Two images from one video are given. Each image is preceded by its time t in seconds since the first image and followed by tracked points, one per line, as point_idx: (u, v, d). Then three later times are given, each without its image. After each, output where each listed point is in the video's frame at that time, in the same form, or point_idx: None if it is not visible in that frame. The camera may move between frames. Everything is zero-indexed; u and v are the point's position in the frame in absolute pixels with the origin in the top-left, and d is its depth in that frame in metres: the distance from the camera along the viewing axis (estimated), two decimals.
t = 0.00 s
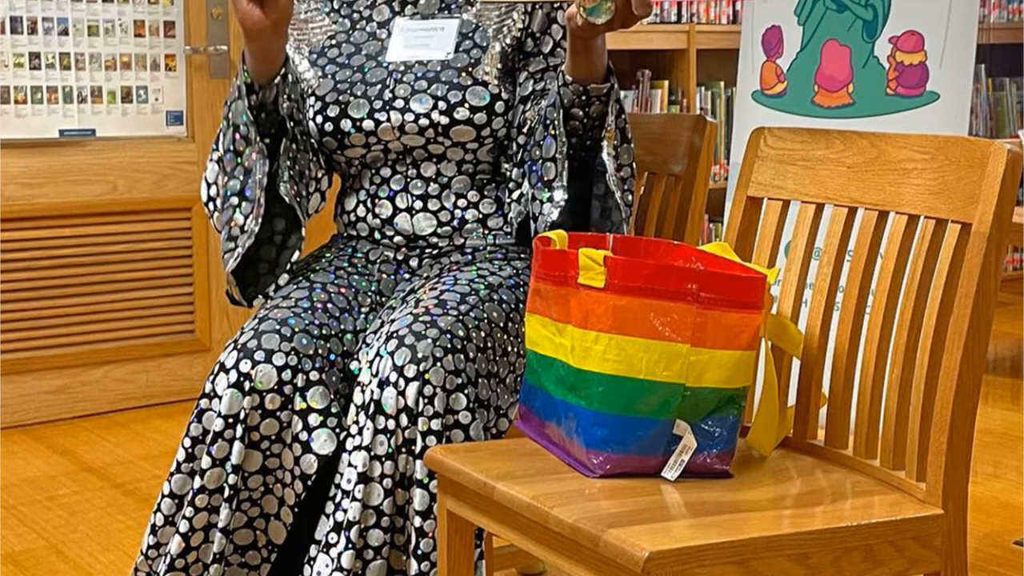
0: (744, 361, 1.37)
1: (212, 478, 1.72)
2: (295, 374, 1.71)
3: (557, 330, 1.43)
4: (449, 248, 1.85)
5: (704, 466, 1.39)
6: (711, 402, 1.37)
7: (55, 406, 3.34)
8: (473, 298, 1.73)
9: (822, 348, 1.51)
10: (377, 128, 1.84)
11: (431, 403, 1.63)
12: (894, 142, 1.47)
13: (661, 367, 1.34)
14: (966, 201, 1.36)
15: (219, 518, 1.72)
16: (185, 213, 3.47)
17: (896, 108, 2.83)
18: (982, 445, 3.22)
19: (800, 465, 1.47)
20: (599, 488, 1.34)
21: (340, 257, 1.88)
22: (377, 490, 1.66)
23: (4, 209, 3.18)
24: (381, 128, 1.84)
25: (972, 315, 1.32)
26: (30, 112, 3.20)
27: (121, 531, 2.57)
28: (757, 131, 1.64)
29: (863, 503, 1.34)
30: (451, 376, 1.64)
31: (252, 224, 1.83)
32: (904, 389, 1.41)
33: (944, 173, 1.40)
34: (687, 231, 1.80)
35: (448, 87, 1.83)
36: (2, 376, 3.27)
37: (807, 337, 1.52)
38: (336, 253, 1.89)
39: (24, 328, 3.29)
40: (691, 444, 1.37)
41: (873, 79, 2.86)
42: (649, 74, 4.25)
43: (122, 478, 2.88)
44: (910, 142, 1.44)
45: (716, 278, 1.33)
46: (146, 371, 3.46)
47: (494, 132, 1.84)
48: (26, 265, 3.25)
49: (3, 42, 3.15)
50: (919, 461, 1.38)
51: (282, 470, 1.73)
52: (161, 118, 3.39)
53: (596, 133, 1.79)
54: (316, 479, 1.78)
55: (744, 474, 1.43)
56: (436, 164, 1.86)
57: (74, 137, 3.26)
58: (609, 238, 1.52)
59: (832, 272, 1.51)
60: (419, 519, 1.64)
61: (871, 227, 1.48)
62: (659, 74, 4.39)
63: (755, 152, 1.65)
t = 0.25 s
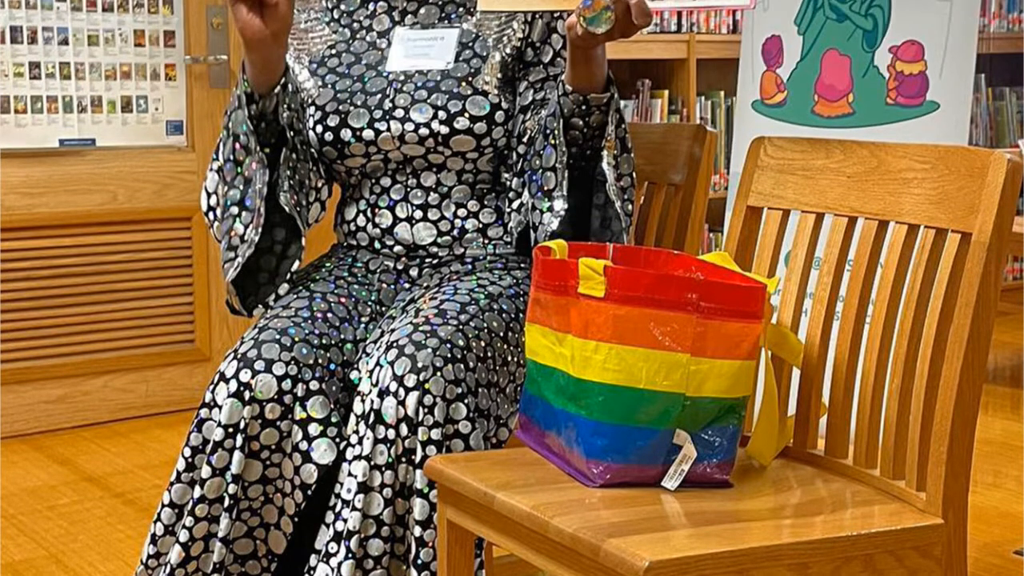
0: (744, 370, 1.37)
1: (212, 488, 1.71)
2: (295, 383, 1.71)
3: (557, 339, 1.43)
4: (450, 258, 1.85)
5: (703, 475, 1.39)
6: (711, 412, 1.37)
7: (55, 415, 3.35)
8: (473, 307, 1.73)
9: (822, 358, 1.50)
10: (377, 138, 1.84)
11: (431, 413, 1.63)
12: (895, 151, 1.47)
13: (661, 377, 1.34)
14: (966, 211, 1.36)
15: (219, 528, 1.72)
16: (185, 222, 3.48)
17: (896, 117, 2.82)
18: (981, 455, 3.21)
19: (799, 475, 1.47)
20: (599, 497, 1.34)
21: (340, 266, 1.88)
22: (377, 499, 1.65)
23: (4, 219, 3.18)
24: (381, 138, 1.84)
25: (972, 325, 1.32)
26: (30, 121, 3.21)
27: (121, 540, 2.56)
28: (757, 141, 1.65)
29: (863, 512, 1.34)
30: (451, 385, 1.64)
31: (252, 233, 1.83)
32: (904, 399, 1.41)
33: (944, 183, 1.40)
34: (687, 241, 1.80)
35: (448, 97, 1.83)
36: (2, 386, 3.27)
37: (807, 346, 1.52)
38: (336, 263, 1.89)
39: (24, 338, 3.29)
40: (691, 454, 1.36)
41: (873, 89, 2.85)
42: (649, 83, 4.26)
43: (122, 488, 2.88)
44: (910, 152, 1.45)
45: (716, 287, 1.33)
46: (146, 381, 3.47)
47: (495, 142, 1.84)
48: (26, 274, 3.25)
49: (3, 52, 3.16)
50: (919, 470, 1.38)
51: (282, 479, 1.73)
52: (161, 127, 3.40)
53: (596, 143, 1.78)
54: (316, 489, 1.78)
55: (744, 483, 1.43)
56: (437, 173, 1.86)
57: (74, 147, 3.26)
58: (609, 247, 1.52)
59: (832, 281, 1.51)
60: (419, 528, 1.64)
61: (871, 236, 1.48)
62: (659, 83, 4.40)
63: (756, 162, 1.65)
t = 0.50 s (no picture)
0: (744, 382, 1.37)
1: (212, 499, 1.71)
2: (295, 395, 1.71)
3: (557, 350, 1.43)
4: (449, 269, 1.85)
5: (704, 487, 1.39)
6: (711, 423, 1.37)
7: (55, 427, 3.35)
8: (473, 319, 1.73)
9: (822, 369, 1.50)
10: (377, 149, 1.84)
11: (431, 424, 1.63)
12: (894, 163, 1.47)
13: (661, 389, 1.34)
14: (966, 222, 1.36)
15: (219, 539, 1.71)
16: (185, 234, 3.48)
17: (895, 128, 2.75)
18: (981, 466, 3.21)
19: (799, 486, 1.47)
20: (599, 509, 1.34)
21: (340, 277, 1.88)
22: (377, 510, 1.65)
23: (4, 230, 3.19)
24: (381, 149, 1.84)
25: (972, 336, 1.32)
26: (30, 132, 3.21)
27: (121, 552, 2.56)
28: (757, 152, 1.65)
29: (863, 524, 1.34)
30: (451, 397, 1.64)
31: (252, 245, 1.83)
32: (904, 411, 1.41)
33: (944, 195, 1.40)
34: (687, 252, 1.80)
35: (448, 108, 1.84)
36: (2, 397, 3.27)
37: (807, 358, 1.52)
38: (336, 274, 1.89)
39: (25, 349, 3.29)
40: (691, 465, 1.36)
41: (873, 100, 2.77)
42: (648, 94, 4.26)
43: (122, 499, 2.88)
44: (910, 163, 1.45)
45: (716, 299, 1.33)
46: (146, 392, 3.47)
47: (494, 153, 1.84)
48: (26, 285, 3.26)
49: (3, 64, 3.16)
50: (919, 482, 1.38)
51: (282, 490, 1.73)
52: (161, 138, 3.40)
53: (596, 154, 1.79)
54: (316, 500, 1.78)
55: (744, 494, 1.43)
56: (436, 185, 1.86)
57: (74, 158, 3.27)
58: (609, 259, 1.52)
59: (832, 293, 1.51)
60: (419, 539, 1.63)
61: (871, 248, 1.48)
62: (659, 94, 4.40)
63: (755, 173, 1.65)
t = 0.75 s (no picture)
0: (744, 391, 1.37)
1: (212, 508, 1.71)
2: (295, 404, 1.71)
3: (557, 360, 1.43)
4: (449, 278, 1.85)
5: (704, 496, 1.38)
6: (711, 433, 1.37)
7: (55, 436, 3.35)
8: (473, 328, 1.73)
9: (822, 379, 1.51)
10: (377, 158, 1.85)
11: (431, 433, 1.63)
12: (894, 172, 1.47)
13: (661, 398, 1.34)
14: (966, 232, 1.36)
15: (219, 548, 1.71)
16: (185, 243, 3.48)
17: (895, 138, 2.69)
18: (981, 475, 3.21)
19: (800, 495, 1.47)
20: (599, 518, 1.34)
21: (340, 287, 1.88)
22: (377, 520, 1.65)
23: (4, 240, 3.19)
24: (381, 159, 1.84)
25: (972, 345, 1.32)
26: (30, 142, 3.21)
27: (121, 561, 2.56)
28: (757, 162, 1.65)
29: (863, 533, 1.34)
30: (451, 407, 1.64)
31: (252, 254, 1.83)
32: (904, 420, 1.41)
33: (944, 204, 1.40)
34: (687, 261, 1.81)
35: (448, 118, 1.84)
36: (2, 407, 3.27)
37: (807, 367, 1.52)
38: (336, 283, 1.90)
39: (25, 359, 3.29)
40: (691, 474, 1.36)
41: (873, 110, 2.70)
42: (649, 104, 4.26)
43: (122, 509, 2.88)
44: (910, 173, 1.45)
45: (716, 308, 1.33)
46: (146, 402, 3.47)
47: (494, 162, 1.84)
48: (26, 295, 3.26)
49: (3, 73, 3.17)
50: (919, 491, 1.38)
51: (282, 500, 1.73)
52: (161, 148, 3.41)
53: (596, 163, 1.79)
54: (316, 510, 1.78)
55: (744, 504, 1.43)
56: (437, 194, 1.86)
57: (74, 167, 3.27)
58: (609, 268, 1.52)
59: (832, 302, 1.51)
60: (419, 549, 1.63)
61: (871, 257, 1.48)
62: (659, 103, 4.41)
63: (755, 183, 1.65)
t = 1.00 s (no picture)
0: (744, 401, 1.37)
1: (212, 518, 1.70)
2: (295, 414, 1.70)
3: (557, 370, 1.43)
4: (450, 288, 1.85)
5: (704, 506, 1.38)
6: (711, 443, 1.37)
7: (55, 446, 3.35)
8: (473, 337, 1.73)
9: (822, 388, 1.50)
10: (377, 168, 1.85)
11: (431, 443, 1.62)
12: (894, 182, 1.47)
13: (661, 408, 1.34)
14: (966, 241, 1.36)
15: (219, 558, 1.70)
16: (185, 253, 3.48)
17: (895, 148, 2.68)
18: (981, 485, 3.20)
19: (800, 505, 1.47)
20: (599, 528, 1.34)
21: (340, 296, 1.89)
22: (377, 530, 1.64)
23: (4, 249, 3.19)
24: (381, 168, 1.84)
25: (972, 354, 1.32)
26: (30, 151, 3.22)
27: (120, 571, 2.56)
28: (757, 171, 1.65)
29: (863, 543, 1.34)
30: (451, 416, 1.64)
31: (252, 264, 1.83)
32: (904, 430, 1.41)
33: (944, 214, 1.40)
34: (687, 271, 1.81)
35: (448, 127, 1.84)
36: (2, 416, 3.27)
37: (807, 377, 1.52)
38: (336, 292, 1.90)
39: (25, 368, 3.29)
40: (691, 484, 1.36)
41: (873, 120, 2.69)
42: (648, 114, 4.27)
43: (122, 518, 2.87)
44: (910, 183, 1.45)
45: (716, 318, 1.34)
46: (146, 411, 3.47)
47: (494, 172, 1.85)
48: (26, 305, 3.26)
49: (3, 82, 3.17)
50: (919, 501, 1.38)
51: (282, 510, 1.73)
52: (161, 157, 3.41)
53: (596, 173, 1.78)
54: (316, 519, 1.77)
55: (744, 514, 1.43)
56: (437, 204, 1.86)
57: (74, 177, 3.28)
58: (609, 278, 1.52)
59: (832, 311, 1.51)
60: (419, 558, 1.62)
61: (871, 267, 1.48)
62: (659, 113, 4.41)
63: (756, 192, 1.65)
